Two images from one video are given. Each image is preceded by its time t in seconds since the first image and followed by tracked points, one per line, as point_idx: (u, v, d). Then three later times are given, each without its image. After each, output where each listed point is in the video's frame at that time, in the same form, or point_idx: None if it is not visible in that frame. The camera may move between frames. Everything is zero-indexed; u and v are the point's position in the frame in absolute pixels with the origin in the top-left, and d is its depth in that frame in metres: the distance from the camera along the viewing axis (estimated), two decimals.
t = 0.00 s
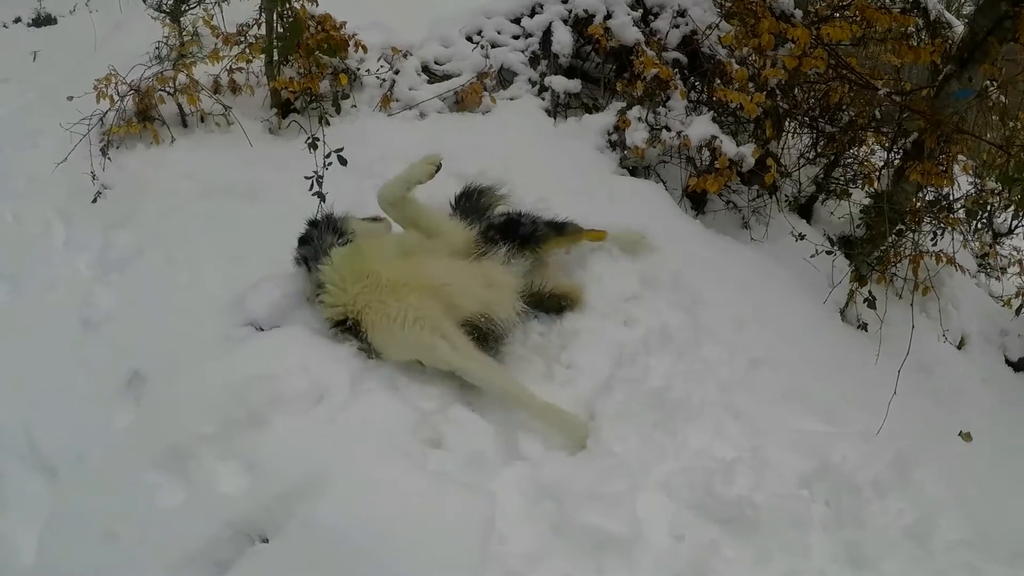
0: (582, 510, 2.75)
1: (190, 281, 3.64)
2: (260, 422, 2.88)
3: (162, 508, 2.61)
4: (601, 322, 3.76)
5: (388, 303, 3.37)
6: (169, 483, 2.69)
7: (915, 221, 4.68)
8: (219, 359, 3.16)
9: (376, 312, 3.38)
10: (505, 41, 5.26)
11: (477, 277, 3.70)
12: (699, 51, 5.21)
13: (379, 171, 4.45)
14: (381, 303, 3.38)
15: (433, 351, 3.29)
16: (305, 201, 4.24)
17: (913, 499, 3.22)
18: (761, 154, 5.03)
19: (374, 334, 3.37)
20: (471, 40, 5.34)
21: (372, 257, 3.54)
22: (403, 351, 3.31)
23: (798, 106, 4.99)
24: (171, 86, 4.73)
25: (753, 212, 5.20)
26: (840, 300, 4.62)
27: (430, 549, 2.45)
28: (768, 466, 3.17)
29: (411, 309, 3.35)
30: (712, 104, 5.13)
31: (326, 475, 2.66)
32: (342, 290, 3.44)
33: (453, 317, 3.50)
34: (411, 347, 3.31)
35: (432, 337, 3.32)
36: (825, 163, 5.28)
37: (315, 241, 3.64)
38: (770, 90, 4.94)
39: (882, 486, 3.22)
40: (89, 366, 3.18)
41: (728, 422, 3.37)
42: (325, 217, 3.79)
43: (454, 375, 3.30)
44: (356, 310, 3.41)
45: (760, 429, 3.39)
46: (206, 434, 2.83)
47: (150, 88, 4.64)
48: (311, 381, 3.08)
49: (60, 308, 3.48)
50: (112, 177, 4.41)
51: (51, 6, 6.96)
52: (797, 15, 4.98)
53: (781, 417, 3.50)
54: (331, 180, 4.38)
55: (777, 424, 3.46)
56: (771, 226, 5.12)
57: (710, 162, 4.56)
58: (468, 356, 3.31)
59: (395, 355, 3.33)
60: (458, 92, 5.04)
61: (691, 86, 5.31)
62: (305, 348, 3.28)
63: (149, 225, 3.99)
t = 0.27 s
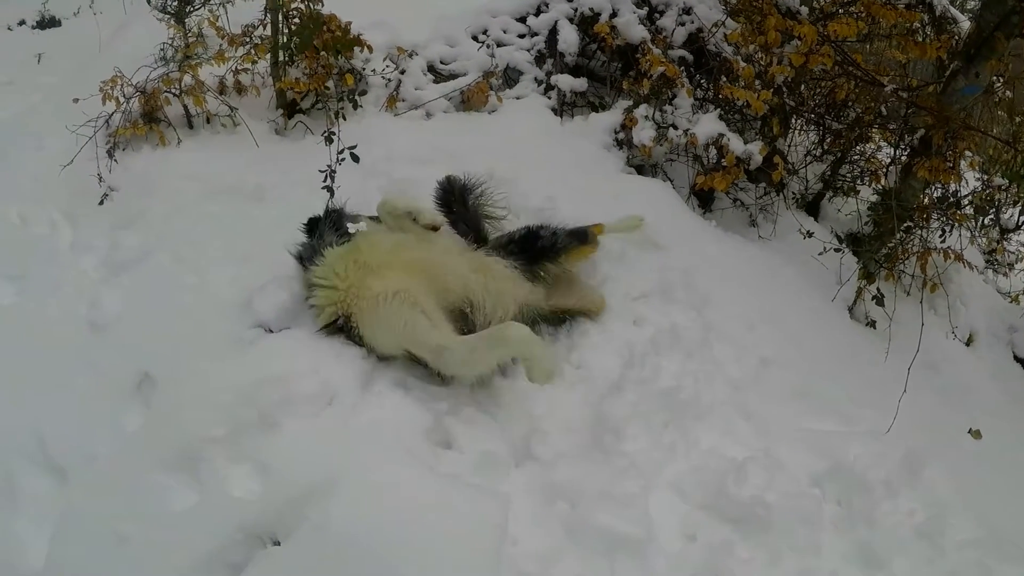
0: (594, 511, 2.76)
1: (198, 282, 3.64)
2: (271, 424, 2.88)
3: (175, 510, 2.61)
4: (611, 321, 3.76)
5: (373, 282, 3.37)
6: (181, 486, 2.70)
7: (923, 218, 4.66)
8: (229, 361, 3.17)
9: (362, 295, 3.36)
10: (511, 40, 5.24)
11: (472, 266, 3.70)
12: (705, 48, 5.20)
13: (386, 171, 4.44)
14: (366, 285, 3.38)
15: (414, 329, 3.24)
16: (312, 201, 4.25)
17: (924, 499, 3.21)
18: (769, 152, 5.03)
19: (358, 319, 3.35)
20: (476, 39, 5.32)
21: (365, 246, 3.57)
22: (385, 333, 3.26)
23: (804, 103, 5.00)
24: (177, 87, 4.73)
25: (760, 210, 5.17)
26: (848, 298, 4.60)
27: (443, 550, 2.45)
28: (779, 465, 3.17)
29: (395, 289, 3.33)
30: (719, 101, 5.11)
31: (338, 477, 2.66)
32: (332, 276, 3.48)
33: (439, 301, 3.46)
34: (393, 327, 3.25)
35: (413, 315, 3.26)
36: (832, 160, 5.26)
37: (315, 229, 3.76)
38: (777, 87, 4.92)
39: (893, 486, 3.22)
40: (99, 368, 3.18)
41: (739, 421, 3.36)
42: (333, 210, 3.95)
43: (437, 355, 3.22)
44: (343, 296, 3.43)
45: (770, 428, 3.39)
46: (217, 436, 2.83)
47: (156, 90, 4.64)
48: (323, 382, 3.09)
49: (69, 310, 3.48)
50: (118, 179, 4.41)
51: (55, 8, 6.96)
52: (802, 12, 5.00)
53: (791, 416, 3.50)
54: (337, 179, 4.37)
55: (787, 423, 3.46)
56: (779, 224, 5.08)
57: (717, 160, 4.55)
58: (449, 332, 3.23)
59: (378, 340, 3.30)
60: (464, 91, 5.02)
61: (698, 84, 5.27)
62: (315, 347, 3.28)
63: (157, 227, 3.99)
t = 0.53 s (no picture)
0: (605, 512, 2.75)
1: (205, 282, 3.64)
2: (281, 424, 2.88)
3: (184, 511, 2.60)
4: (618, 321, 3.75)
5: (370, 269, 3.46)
6: (190, 486, 2.69)
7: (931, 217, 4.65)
8: (238, 362, 3.17)
9: (366, 287, 3.43)
10: (518, 39, 5.25)
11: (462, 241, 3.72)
12: (712, 48, 5.18)
13: (393, 170, 4.43)
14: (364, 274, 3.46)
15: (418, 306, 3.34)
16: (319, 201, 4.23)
17: (934, 499, 3.20)
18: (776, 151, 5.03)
19: (363, 311, 3.41)
20: (483, 39, 5.33)
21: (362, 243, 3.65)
22: (390, 316, 3.35)
23: (811, 103, 4.95)
24: (184, 87, 4.73)
25: (767, 209, 5.15)
26: (855, 298, 4.60)
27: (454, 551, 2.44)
28: (789, 466, 3.16)
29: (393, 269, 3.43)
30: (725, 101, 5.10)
31: (348, 477, 2.66)
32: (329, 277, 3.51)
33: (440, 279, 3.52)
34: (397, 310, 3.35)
35: (418, 294, 3.36)
36: (838, 159, 5.24)
37: (304, 234, 3.70)
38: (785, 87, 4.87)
39: (903, 486, 3.21)
40: (107, 368, 3.17)
41: (748, 421, 3.35)
42: (316, 210, 3.89)
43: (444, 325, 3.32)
44: (341, 292, 3.47)
45: (779, 428, 3.38)
46: (226, 437, 2.83)
47: (163, 89, 4.64)
48: (332, 384, 3.09)
49: (77, 310, 3.48)
50: (125, 179, 4.41)
51: (60, 7, 6.95)
52: (808, 11, 4.95)
53: (800, 416, 3.49)
54: (345, 178, 4.35)
55: (796, 423, 3.45)
56: (786, 223, 5.07)
57: (724, 159, 4.54)
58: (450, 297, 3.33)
59: (384, 328, 3.36)
60: (471, 90, 5.01)
61: (705, 83, 5.27)
62: (325, 351, 3.30)
63: (164, 227, 3.99)
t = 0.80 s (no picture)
0: (616, 513, 2.74)
1: (213, 283, 3.63)
2: (291, 426, 2.88)
3: (195, 513, 2.59)
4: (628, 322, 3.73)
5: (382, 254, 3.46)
6: (200, 487, 2.69)
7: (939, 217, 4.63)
8: (248, 364, 3.17)
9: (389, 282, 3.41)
10: (525, 38, 5.22)
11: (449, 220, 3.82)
12: (719, 47, 5.17)
13: (401, 171, 4.42)
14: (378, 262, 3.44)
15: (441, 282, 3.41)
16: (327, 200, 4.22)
17: (944, 501, 3.19)
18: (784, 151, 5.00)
19: (391, 306, 3.39)
20: (490, 38, 5.29)
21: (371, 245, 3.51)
22: (418, 299, 3.39)
23: (819, 103, 4.91)
24: (191, 87, 4.72)
25: (775, 209, 5.13)
26: (863, 298, 4.60)
27: (466, 552, 2.44)
28: (799, 467, 3.16)
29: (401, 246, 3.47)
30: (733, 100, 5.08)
31: (359, 479, 2.66)
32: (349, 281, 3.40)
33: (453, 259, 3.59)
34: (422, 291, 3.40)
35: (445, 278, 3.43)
36: (846, 159, 5.23)
37: (310, 242, 3.48)
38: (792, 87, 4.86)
39: (912, 487, 3.20)
40: (115, 369, 3.17)
41: (758, 422, 3.35)
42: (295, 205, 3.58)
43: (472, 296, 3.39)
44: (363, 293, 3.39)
45: (789, 429, 3.37)
46: (237, 439, 2.83)
47: (169, 89, 4.63)
48: (343, 385, 3.09)
49: (85, 310, 3.47)
50: (132, 178, 4.40)
51: (65, 7, 6.95)
52: (816, 10, 4.94)
53: (810, 417, 3.49)
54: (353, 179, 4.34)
55: (806, 424, 3.44)
56: (794, 223, 5.06)
57: (732, 159, 4.54)
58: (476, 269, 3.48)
59: (412, 309, 3.38)
60: (478, 90, 4.99)
61: (712, 83, 5.25)
62: (336, 353, 3.30)
63: (171, 227, 3.98)
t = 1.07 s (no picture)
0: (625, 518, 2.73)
1: (220, 282, 3.63)
2: (300, 427, 2.88)
3: (202, 513, 2.58)
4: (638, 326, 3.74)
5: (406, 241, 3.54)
6: (207, 488, 2.67)
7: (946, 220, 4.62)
8: (255, 365, 3.17)
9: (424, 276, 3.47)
10: (533, 38, 5.21)
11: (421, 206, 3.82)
12: (727, 48, 5.17)
13: (409, 170, 4.41)
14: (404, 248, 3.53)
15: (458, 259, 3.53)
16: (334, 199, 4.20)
17: (952, 505, 3.18)
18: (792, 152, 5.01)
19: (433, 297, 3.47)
20: (498, 38, 5.28)
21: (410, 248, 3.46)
22: (452, 281, 3.47)
23: (827, 105, 4.91)
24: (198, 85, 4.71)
25: (783, 211, 5.13)
26: (870, 301, 4.59)
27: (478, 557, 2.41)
28: (808, 470, 3.15)
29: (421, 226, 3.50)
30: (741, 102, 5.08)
31: (367, 479, 2.64)
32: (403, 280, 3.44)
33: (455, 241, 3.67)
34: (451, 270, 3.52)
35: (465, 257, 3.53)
36: (853, 161, 5.23)
37: (355, 246, 3.29)
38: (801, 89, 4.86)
39: (920, 491, 3.19)
40: (122, 367, 3.16)
41: (766, 425, 3.35)
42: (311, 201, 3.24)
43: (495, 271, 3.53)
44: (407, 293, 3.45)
45: (798, 432, 3.36)
46: (244, 440, 2.83)
47: (177, 86, 4.62)
48: (352, 387, 3.09)
49: (92, 308, 3.46)
50: (138, 176, 4.39)
51: (71, 4, 6.94)
52: (824, 12, 4.93)
53: (819, 420, 3.48)
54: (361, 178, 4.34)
55: (815, 427, 3.42)
56: (802, 227, 5.03)
57: (740, 161, 4.52)
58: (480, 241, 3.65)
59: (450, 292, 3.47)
60: (486, 90, 4.98)
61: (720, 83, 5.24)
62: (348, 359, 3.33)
63: (178, 224, 3.97)
